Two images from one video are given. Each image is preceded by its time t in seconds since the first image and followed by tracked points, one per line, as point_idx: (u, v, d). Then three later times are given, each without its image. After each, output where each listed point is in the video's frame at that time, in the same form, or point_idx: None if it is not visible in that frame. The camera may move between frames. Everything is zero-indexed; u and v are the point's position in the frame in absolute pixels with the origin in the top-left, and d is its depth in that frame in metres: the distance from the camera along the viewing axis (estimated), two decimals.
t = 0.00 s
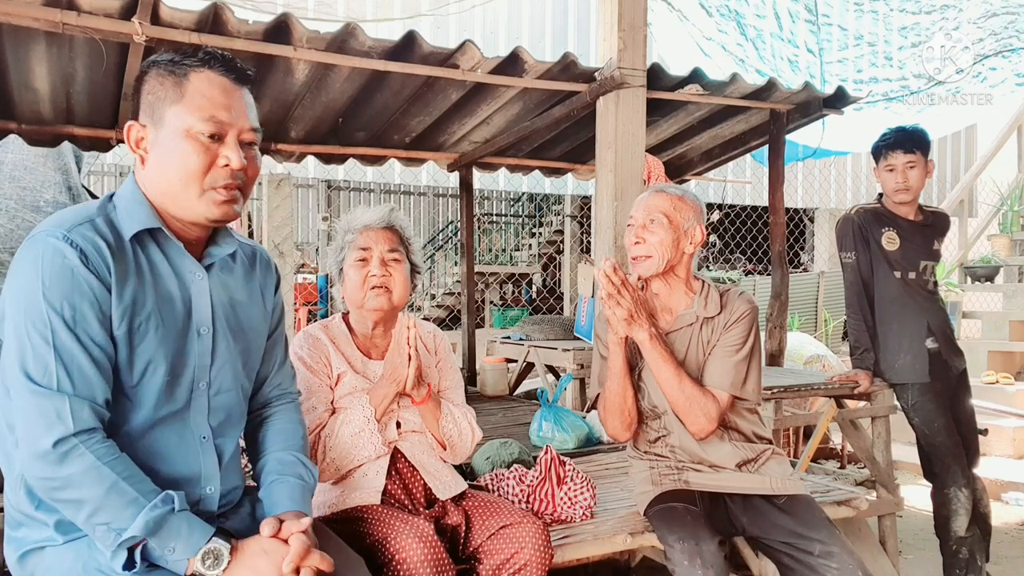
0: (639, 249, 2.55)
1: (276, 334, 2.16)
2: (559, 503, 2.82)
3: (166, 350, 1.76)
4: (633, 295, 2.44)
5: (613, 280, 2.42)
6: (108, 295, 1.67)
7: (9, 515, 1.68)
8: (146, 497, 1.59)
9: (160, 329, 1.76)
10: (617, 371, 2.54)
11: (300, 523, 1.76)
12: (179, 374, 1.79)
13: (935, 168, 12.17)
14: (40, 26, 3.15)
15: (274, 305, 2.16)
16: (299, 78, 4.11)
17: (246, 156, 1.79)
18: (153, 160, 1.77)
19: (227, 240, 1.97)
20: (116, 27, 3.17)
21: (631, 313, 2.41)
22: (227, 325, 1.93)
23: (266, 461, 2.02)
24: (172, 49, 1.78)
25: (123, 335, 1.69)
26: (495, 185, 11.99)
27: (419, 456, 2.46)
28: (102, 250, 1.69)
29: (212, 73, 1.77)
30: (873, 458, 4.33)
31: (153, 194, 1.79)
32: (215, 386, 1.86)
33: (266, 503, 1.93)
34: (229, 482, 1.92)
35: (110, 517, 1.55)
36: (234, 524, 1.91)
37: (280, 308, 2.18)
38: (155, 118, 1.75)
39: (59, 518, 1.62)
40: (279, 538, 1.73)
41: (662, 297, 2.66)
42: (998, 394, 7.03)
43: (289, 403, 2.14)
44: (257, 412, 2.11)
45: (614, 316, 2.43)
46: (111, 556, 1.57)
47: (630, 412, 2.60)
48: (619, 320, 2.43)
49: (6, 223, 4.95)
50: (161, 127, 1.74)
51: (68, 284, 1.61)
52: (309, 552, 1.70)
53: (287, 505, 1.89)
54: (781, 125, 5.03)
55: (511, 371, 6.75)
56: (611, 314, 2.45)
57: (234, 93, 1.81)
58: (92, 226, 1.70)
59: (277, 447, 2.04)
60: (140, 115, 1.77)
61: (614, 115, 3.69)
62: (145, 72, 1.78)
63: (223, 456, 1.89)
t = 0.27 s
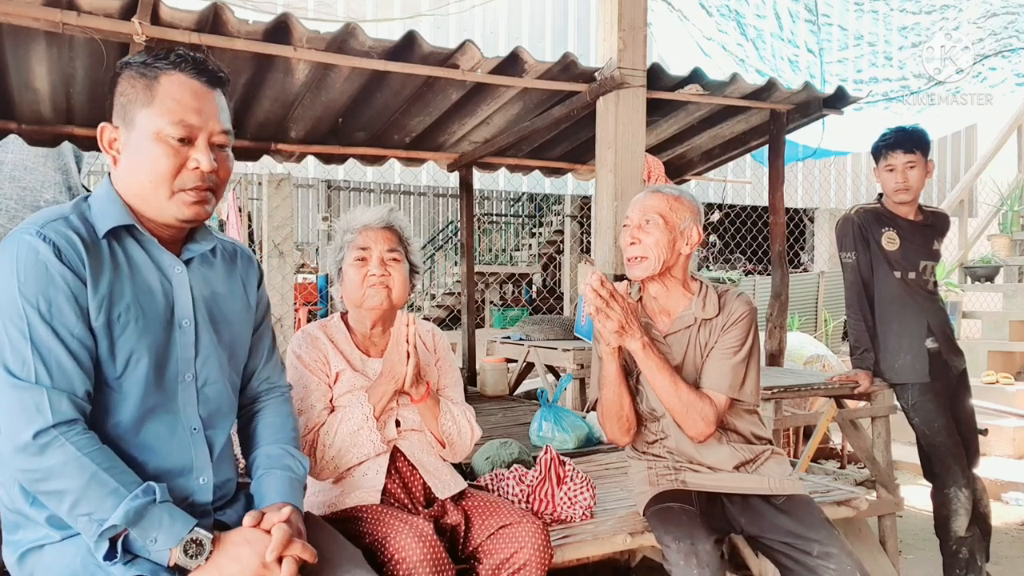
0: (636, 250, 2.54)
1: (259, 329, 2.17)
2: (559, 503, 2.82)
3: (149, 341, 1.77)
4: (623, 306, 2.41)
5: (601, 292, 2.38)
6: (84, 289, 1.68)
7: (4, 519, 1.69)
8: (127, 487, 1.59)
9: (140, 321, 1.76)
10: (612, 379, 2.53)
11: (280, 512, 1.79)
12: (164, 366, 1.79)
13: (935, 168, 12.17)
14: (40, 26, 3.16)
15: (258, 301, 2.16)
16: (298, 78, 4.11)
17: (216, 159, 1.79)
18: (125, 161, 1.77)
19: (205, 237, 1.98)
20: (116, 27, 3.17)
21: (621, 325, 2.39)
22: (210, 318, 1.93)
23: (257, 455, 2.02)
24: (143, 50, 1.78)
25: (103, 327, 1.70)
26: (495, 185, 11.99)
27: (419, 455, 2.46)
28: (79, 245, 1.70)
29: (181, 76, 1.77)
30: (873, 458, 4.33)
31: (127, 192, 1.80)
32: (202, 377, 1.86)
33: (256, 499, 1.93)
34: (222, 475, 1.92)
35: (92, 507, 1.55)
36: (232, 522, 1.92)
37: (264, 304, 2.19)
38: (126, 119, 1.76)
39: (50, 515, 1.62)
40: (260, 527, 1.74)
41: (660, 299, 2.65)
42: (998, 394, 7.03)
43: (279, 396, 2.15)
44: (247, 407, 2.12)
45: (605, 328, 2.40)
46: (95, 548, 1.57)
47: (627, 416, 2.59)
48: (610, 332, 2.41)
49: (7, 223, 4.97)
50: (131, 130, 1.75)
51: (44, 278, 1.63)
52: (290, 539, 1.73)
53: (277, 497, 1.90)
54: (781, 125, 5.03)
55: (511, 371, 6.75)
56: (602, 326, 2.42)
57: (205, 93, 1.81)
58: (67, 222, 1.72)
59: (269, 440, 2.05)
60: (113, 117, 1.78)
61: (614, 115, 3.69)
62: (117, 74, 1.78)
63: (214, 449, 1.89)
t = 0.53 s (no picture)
0: (635, 250, 2.55)
1: (247, 326, 2.18)
2: (559, 503, 2.82)
3: (139, 334, 1.76)
4: (622, 305, 2.40)
5: (600, 292, 2.38)
6: (71, 284, 1.67)
7: (4, 524, 1.67)
8: (118, 475, 1.58)
9: (130, 315, 1.76)
10: (611, 379, 2.53)
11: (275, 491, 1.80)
12: (155, 360, 1.79)
13: (935, 168, 12.17)
14: (40, 27, 3.16)
15: (245, 296, 2.17)
16: (298, 78, 4.11)
17: (204, 158, 1.80)
18: (112, 160, 1.76)
19: (191, 233, 2.00)
20: (116, 27, 3.17)
21: (621, 324, 2.39)
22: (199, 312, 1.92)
23: (251, 443, 2.03)
24: (130, 47, 1.77)
25: (92, 322, 1.69)
26: (495, 185, 11.99)
27: (419, 455, 2.46)
28: (64, 241, 1.69)
29: (169, 75, 1.76)
30: (873, 458, 4.33)
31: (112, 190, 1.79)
32: (194, 371, 1.86)
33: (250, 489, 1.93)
34: (221, 467, 1.93)
35: (83, 498, 1.54)
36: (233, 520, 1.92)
37: (251, 300, 2.20)
38: (113, 119, 1.75)
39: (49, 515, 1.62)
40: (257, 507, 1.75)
41: (660, 298, 2.66)
42: (998, 394, 7.03)
43: (270, 389, 2.18)
44: (240, 400, 2.15)
45: (604, 328, 2.40)
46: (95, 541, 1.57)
47: (626, 417, 2.59)
48: (609, 331, 2.41)
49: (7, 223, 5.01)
50: (118, 130, 1.75)
51: (29, 273, 1.61)
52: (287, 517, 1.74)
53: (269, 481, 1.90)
54: (781, 125, 5.03)
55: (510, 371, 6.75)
56: (601, 326, 2.42)
57: (197, 95, 1.82)
58: (52, 218, 1.71)
59: (263, 429, 2.06)
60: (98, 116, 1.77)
61: (614, 115, 3.69)
62: (101, 72, 1.77)
63: (212, 441, 1.90)
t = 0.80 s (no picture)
0: (640, 248, 2.55)
1: (236, 325, 2.18)
2: (559, 503, 2.82)
3: (131, 341, 1.76)
4: (637, 294, 2.42)
5: (617, 279, 2.40)
6: (60, 292, 1.65)
7: None
8: (116, 475, 1.58)
9: (120, 322, 1.75)
10: (620, 371, 2.52)
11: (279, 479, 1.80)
12: (147, 365, 1.79)
13: (935, 168, 12.17)
14: (40, 26, 3.16)
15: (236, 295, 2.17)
16: (298, 78, 4.11)
17: (203, 160, 1.81)
18: (110, 163, 1.73)
19: (179, 234, 1.99)
20: (116, 27, 3.17)
21: (635, 314, 2.39)
22: (191, 315, 1.92)
23: (245, 433, 2.08)
24: (122, 47, 1.74)
25: (82, 330, 1.68)
26: (495, 185, 12.00)
27: (419, 455, 2.46)
28: (50, 249, 1.67)
29: (165, 76, 1.75)
30: (873, 458, 4.33)
31: (105, 191, 1.77)
32: (187, 374, 1.87)
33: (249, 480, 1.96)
34: (217, 469, 1.93)
35: (84, 501, 1.55)
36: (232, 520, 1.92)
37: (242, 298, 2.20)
38: (111, 120, 1.71)
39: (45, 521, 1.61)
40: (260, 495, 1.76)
41: (664, 296, 2.67)
42: (998, 394, 7.03)
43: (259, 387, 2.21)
44: (233, 397, 2.18)
45: (618, 316, 2.41)
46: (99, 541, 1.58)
47: (631, 411, 2.59)
48: (623, 319, 2.40)
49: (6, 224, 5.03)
50: (119, 133, 1.71)
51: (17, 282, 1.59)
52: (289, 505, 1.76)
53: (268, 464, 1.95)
54: (781, 125, 5.04)
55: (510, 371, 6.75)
56: (615, 314, 2.42)
57: (193, 96, 1.82)
58: (38, 225, 1.69)
59: (259, 420, 2.10)
60: (89, 112, 1.72)
61: (614, 115, 3.69)
62: (91, 72, 1.73)
63: (206, 442, 1.91)
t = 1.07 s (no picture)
0: (646, 247, 2.55)
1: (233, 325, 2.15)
2: (559, 503, 2.82)
3: (123, 347, 1.72)
4: (648, 288, 2.45)
5: (629, 271, 2.42)
6: (48, 299, 1.61)
7: None
8: (92, 495, 1.54)
9: (111, 328, 1.71)
10: (627, 364, 2.53)
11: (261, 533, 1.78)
12: (140, 371, 1.75)
13: (935, 168, 12.17)
14: (40, 26, 3.15)
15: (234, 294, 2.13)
16: (298, 78, 4.10)
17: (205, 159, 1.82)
18: (112, 165, 1.69)
19: (174, 234, 1.95)
20: (116, 27, 3.17)
21: (645, 306, 2.41)
22: (185, 318, 1.88)
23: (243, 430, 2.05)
24: (117, 46, 1.72)
25: (71, 336, 1.64)
26: (495, 185, 12.00)
27: (418, 456, 2.45)
28: (40, 254, 1.63)
29: (165, 74, 1.75)
30: (873, 458, 4.33)
31: (101, 195, 1.73)
32: (181, 378, 1.83)
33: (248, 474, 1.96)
34: (212, 473, 1.93)
35: (57, 519, 1.51)
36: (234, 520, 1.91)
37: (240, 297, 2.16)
38: (113, 121, 1.68)
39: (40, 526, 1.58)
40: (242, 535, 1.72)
41: (670, 294, 2.65)
42: (998, 394, 7.03)
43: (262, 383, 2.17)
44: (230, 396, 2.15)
45: (629, 307, 2.43)
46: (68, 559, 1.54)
47: (637, 406, 2.59)
48: (633, 311, 2.42)
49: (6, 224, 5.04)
50: (122, 133, 1.68)
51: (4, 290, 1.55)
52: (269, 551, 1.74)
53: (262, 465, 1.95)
54: (782, 125, 5.04)
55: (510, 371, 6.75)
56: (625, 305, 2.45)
57: (189, 98, 1.81)
58: (27, 231, 1.65)
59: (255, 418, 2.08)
60: (87, 112, 1.68)
61: (614, 115, 3.69)
62: (86, 71, 1.69)
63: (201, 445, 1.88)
